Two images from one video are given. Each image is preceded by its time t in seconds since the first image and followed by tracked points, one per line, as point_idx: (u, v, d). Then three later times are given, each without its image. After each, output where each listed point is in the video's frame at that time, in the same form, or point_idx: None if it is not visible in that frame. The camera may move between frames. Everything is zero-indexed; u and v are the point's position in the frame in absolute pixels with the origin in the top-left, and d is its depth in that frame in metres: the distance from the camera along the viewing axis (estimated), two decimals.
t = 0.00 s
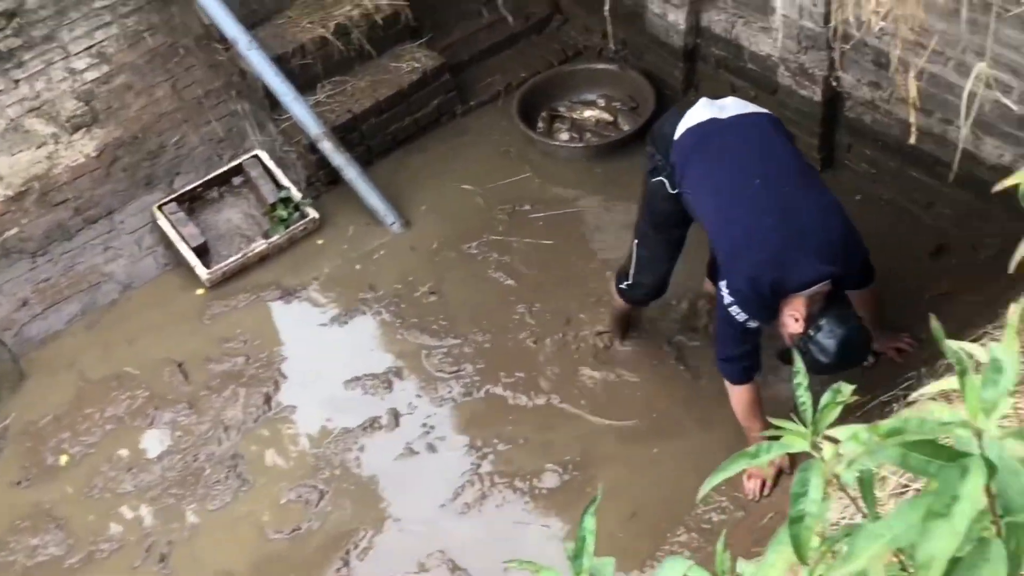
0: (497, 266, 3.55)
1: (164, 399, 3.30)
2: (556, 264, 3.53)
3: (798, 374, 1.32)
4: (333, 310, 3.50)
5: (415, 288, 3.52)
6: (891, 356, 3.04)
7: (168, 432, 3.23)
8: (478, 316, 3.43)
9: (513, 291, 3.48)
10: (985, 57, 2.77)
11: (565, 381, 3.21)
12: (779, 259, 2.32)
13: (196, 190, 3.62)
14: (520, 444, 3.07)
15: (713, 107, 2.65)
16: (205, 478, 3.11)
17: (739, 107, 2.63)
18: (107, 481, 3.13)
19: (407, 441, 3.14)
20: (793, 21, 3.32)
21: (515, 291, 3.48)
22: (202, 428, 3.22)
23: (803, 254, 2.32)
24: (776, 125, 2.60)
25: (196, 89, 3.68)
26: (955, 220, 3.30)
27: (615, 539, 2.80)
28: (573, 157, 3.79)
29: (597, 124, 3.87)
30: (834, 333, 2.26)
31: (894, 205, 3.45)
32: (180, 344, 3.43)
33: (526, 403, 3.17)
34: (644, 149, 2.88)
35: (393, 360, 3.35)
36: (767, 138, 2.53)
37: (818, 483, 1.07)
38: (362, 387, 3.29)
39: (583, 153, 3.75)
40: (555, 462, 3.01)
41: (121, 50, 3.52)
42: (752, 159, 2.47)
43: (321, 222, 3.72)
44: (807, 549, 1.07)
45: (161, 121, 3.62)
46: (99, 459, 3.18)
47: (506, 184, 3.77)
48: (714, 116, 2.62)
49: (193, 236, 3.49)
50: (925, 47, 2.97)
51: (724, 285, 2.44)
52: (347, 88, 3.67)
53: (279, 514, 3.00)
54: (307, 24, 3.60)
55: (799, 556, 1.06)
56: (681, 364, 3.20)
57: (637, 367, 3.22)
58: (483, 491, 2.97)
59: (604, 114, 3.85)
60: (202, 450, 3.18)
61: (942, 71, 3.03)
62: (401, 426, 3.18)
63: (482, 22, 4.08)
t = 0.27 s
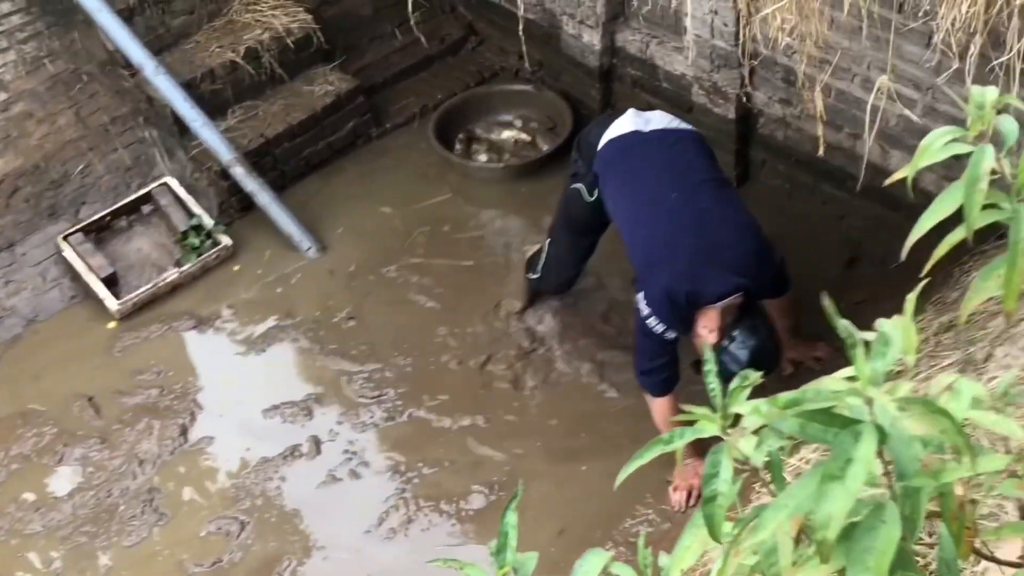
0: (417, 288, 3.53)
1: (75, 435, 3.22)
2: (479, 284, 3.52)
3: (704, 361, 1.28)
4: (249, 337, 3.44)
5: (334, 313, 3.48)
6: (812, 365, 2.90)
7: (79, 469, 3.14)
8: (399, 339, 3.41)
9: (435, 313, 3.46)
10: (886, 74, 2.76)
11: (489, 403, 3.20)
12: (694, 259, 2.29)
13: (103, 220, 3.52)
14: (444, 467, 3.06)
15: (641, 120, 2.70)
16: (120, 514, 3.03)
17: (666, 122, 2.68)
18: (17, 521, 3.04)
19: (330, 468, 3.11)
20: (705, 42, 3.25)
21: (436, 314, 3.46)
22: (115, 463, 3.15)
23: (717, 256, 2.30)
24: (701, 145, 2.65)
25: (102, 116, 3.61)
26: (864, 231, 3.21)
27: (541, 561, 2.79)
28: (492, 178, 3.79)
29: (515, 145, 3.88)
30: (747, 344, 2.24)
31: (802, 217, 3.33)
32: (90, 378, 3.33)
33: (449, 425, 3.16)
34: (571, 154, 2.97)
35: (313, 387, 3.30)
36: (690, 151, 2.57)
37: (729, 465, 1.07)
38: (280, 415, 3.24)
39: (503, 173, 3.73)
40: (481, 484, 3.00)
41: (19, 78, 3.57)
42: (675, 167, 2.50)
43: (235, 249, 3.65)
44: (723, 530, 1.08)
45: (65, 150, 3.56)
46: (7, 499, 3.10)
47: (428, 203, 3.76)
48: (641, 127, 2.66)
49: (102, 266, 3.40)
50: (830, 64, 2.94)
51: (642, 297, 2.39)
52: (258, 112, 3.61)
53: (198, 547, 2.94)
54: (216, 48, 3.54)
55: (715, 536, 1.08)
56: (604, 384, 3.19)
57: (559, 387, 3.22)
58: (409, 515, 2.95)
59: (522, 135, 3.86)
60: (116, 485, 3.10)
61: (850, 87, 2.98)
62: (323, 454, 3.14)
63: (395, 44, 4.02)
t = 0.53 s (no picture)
0: (387, 305, 3.53)
1: (40, 457, 3.17)
2: (450, 300, 3.54)
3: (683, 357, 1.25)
4: (217, 356, 3.42)
5: (303, 331, 3.47)
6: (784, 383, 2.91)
7: (45, 491, 3.10)
8: (370, 356, 3.41)
9: (406, 330, 3.46)
10: (851, 91, 2.75)
11: (461, 419, 3.21)
12: (642, 262, 2.33)
13: (68, 239, 3.47)
14: (417, 484, 3.06)
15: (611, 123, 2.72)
16: (86, 536, 2.99)
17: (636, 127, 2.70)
18: None
19: (301, 486, 3.10)
20: (675, 60, 3.33)
21: (407, 331, 3.46)
22: (81, 484, 3.12)
23: (668, 260, 2.33)
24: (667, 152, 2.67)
25: (66, 134, 3.54)
26: (831, 247, 3.29)
27: None
28: (461, 196, 3.81)
29: (484, 162, 3.90)
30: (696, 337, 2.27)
31: (776, 235, 3.42)
32: (55, 400, 3.29)
33: (421, 442, 3.16)
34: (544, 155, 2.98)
35: (282, 406, 3.29)
36: (655, 157, 2.59)
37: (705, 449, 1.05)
38: (249, 434, 3.23)
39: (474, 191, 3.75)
40: (453, 500, 3.00)
41: None
42: (638, 170, 2.52)
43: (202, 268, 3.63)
44: (699, 515, 1.06)
45: (28, 169, 3.48)
46: None
47: (399, 220, 3.77)
48: (611, 129, 2.68)
49: (66, 285, 3.35)
50: (796, 81, 2.94)
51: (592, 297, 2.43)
52: (226, 131, 3.61)
53: (166, 568, 2.91)
54: (183, 65, 3.52)
55: (691, 521, 1.05)
56: (575, 402, 3.22)
57: (531, 403, 3.23)
58: (381, 533, 2.95)
59: (490, 152, 3.89)
60: (82, 506, 3.07)
61: (816, 105, 2.99)
62: (293, 473, 3.13)
63: (364, 63, 4.03)
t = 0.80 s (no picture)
0: (390, 320, 3.56)
1: (44, 465, 3.20)
2: (453, 315, 3.57)
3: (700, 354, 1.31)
4: (221, 369, 3.44)
5: (307, 346, 3.49)
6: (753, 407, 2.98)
7: (50, 500, 3.12)
8: (373, 370, 3.43)
9: (409, 344, 3.50)
10: (853, 110, 2.83)
11: (463, 433, 3.24)
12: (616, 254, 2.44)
13: (75, 251, 3.50)
14: (420, 497, 3.08)
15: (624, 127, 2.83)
16: (90, 545, 3.01)
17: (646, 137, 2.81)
18: None
19: (303, 498, 3.12)
20: (677, 79, 3.39)
21: (410, 345, 3.49)
22: (86, 493, 3.14)
23: (642, 259, 2.45)
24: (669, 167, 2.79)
25: (73, 149, 3.56)
26: (835, 266, 3.36)
27: None
28: (462, 212, 3.86)
29: (485, 179, 3.95)
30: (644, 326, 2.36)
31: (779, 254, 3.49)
32: (60, 410, 3.32)
33: (423, 455, 3.19)
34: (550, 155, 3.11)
35: (285, 418, 3.31)
36: (656, 167, 2.70)
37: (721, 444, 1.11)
38: (253, 446, 3.25)
39: (477, 208, 3.81)
40: (456, 513, 3.03)
41: None
42: (639, 172, 2.63)
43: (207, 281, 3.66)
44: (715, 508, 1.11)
45: (36, 181, 3.51)
46: None
47: (403, 236, 3.81)
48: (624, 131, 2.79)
49: (73, 297, 3.38)
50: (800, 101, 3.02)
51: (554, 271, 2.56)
52: (232, 146, 3.64)
53: None
54: (190, 81, 3.56)
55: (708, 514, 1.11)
56: (577, 415, 3.30)
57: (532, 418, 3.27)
58: (383, 546, 2.97)
59: (491, 169, 3.94)
60: (86, 516, 3.09)
61: (819, 125, 3.07)
62: (296, 485, 3.15)
63: (369, 80, 4.09)
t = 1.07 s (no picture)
0: (426, 329, 3.66)
1: (91, 460, 3.31)
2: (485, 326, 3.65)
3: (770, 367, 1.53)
4: (261, 374, 3.54)
5: (344, 355, 3.59)
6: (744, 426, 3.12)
7: (96, 494, 3.23)
8: (410, 378, 3.52)
9: (444, 353, 3.59)
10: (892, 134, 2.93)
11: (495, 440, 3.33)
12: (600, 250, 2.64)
13: (124, 254, 3.63)
14: (454, 502, 3.17)
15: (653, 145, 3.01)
16: (134, 539, 3.10)
17: (671, 156, 2.97)
18: (32, 544, 3.10)
19: (340, 499, 3.20)
20: (710, 100, 3.52)
21: (446, 353, 3.58)
22: (130, 488, 3.24)
23: (624, 257, 2.62)
24: (688, 186, 2.93)
25: (124, 155, 3.69)
26: (867, 288, 3.45)
27: None
28: (495, 225, 3.96)
29: (517, 193, 4.05)
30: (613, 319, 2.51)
31: (811, 271, 3.60)
32: (106, 407, 3.43)
33: (456, 461, 3.28)
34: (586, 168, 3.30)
35: (323, 422, 3.41)
36: (670, 182, 2.85)
37: (789, 452, 1.31)
38: (292, 447, 3.34)
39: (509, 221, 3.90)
40: (488, 519, 3.11)
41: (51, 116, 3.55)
42: (646, 183, 2.80)
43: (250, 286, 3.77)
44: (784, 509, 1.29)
45: (90, 185, 3.63)
46: (23, 520, 3.16)
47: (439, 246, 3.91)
48: (650, 148, 2.97)
49: (121, 298, 3.50)
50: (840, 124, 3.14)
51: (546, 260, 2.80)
52: (278, 156, 3.75)
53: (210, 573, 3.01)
54: (239, 92, 3.67)
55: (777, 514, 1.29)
56: (609, 427, 3.38)
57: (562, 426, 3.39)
58: (417, 549, 3.04)
59: (524, 184, 4.04)
60: (130, 511, 3.18)
61: (853, 146, 3.19)
62: (333, 486, 3.24)
63: (409, 94, 4.23)
